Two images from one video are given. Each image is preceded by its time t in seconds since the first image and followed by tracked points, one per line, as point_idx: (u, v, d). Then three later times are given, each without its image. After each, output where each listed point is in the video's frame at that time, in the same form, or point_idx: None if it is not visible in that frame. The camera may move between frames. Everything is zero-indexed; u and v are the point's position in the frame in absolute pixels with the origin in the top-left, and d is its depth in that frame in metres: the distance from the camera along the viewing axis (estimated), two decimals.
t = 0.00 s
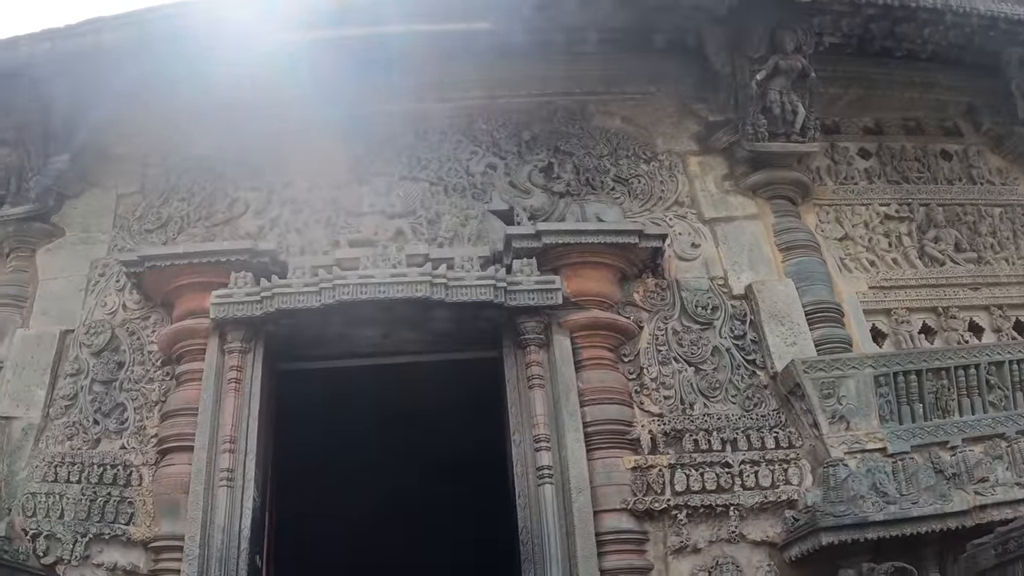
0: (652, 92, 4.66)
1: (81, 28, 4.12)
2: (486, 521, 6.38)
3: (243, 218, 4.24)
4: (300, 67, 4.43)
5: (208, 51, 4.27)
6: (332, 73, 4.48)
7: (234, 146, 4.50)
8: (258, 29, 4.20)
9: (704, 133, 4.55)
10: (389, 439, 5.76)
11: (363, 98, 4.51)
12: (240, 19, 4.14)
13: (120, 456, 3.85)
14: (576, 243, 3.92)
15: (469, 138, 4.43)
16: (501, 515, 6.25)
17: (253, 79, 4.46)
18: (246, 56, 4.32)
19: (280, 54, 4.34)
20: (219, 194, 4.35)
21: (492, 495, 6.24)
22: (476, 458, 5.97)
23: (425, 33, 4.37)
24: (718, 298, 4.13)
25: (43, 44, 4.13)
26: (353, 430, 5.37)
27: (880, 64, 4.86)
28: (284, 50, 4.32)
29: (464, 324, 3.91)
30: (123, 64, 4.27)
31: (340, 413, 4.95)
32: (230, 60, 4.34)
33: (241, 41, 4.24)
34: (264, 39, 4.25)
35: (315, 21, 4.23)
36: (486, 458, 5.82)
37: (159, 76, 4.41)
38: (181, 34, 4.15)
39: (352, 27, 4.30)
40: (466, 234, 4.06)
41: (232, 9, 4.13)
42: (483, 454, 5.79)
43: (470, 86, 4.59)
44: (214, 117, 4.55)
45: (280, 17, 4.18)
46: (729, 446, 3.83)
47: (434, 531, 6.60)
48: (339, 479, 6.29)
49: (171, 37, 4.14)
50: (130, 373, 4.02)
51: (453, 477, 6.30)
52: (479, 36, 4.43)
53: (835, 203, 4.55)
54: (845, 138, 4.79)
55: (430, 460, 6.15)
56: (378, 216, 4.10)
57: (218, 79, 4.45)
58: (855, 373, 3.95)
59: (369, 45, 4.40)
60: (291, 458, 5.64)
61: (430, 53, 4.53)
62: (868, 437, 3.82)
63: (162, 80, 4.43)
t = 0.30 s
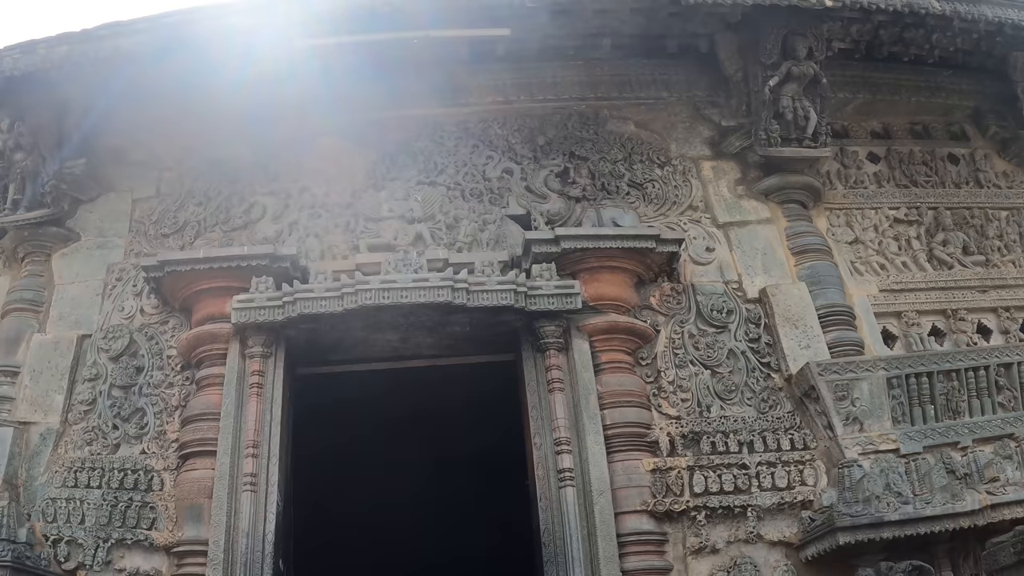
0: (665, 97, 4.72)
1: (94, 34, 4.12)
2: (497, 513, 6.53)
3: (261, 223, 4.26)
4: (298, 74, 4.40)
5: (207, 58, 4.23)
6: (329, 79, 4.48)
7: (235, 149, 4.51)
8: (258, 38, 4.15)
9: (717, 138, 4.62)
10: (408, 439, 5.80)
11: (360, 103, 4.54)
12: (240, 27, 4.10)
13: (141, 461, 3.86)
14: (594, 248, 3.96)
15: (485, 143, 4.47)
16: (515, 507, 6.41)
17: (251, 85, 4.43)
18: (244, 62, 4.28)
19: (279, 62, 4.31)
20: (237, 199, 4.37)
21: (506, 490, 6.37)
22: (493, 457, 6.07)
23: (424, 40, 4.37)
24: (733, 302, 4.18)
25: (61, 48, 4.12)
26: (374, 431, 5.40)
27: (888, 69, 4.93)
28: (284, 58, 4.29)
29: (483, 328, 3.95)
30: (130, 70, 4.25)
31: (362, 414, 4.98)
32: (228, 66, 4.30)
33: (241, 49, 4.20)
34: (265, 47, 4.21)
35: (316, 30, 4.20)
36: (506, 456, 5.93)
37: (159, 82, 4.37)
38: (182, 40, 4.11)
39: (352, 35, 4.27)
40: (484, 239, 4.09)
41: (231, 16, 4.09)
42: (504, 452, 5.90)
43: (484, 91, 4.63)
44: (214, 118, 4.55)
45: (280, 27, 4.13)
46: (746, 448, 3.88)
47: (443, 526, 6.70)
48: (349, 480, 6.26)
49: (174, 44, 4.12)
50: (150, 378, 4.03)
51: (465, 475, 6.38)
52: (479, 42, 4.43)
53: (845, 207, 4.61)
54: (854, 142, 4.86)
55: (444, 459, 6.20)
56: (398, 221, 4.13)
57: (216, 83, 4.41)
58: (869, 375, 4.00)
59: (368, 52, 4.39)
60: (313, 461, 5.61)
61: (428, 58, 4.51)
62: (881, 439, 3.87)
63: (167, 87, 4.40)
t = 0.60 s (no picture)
0: (674, 99, 4.77)
1: (103, 40, 4.11)
2: (511, 518, 6.46)
3: (275, 227, 4.28)
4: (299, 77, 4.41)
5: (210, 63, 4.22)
6: (330, 81, 4.50)
7: (239, 154, 4.51)
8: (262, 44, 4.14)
9: (726, 140, 4.68)
10: (414, 439, 5.83)
11: (360, 105, 4.57)
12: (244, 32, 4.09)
13: (160, 467, 3.85)
14: (609, 249, 4.00)
15: (497, 146, 4.51)
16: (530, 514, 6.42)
17: (252, 89, 4.42)
18: (245, 68, 4.27)
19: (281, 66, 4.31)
20: (251, 204, 4.38)
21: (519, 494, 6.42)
22: (499, 456, 6.04)
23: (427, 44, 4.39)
24: (746, 301, 4.23)
25: (74, 52, 4.11)
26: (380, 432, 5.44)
27: (892, 70, 5.00)
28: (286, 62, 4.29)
29: (501, 330, 3.98)
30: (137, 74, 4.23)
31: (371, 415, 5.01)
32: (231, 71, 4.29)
33: (244, 53, 4.19)
34: (268, 52, 4.21)
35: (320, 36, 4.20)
36: (513, 456, 5.89)
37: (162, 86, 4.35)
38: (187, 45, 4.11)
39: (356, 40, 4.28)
40: (500, 241, 4.13)
41: (228, 22, 4.09)
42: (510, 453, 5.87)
43: (495, 95, 4.66)
44: (217, 122, 4.54)
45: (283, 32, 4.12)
46: (762, 445, 3.93)
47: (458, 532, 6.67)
48: (358, 483, 6.32)
49: (180, 50, 4.11)
50: (167, 384, 4.04)
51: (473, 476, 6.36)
52: (482, 45, 4.45)
53: (853, 206, 4.68)
54: (860, 143, 4.93)
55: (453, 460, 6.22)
56: (414, 224, 4.17)
57: (216, 87, 4.40)
58: (881, 372, 4.05)
59: (369, 55, 4.40)
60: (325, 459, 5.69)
61: (429, 61, 4.53)
62: (894, 434, 3.92)
63: (172, 91, 4.40)
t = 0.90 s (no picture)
0: (685, 100, 4.80)
1: (111, 44, 4.08)
2: (528, 520, 6.40)
3: (291, 230, 4.26)
4: (303, 80, 4.40)
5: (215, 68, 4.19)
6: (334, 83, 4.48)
7: (248, 156, 4.50)
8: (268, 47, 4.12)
9: (738, 140, 4.70)
10: (427, 438, 5.91)
11: (365, 107, 4.57)
12: (248, 34, 4.07)
13: (179, 472, 3.81)
14: (627, 250, 4.01)
15: (512, 147, 4.53)
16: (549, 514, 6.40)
17: (256, 93, 4.41)
18: (243, 73, 4.24)
19: (282, 70, 4.29)
20: (265, 207, 4.36)
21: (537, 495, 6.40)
22: (509, 457, 6.04)
23: (434, 46, 4.37)
24: (762, 299, 4.26)
25: (86, 55, 4.08)
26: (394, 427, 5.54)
27: (899, 68, 5.04)
28: (288, 67, 4.27)
29: (520, 330, 3.97)
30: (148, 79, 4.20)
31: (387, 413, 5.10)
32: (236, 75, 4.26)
33: (242, 59, 4.16)
34: (272, 56, 4.19)
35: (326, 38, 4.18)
36: (527, 457, 5.90)
37: (167, 91, 4.33)
38: (194, 49, 4.08)
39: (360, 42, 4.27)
40: (518, 242, 4.16)
41: (226, 27, 4.06)
42: (520, 452, 5.88)
43: (508, 96, 4.68)
44: (217, 126, 4.54)
45: (285, 36, 4.10)
46: (782, 442, 3.94)
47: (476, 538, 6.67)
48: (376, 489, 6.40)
49: (181, 54, 4.08)
50: (184, 388, 4.00)
51: (485, 480, 6.38)
52: (492, 46, 4.43)
53: (864, 205, 4.71)
54: (869, 141, 4.97)
55: (466, 462, 6.26)
56: (431, 225, 4.19)
57: (213, 92, 4.38)
58: (897, 368, 4.04)
59: (374, 57, 4.39)
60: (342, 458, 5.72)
61: (435, 61, 4.51)
62: (911, 429, 3.92)
63: (176, 96, 4.37)
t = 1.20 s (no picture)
0: (696, 101, 4.81)
1: (119, 43, 4.03)
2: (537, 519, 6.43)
3: (302, 230, 4.23)
4: (309, 82, 4.37)
5: (221, 69, 4.15)
6: (340, 86, 4.46)
7: (252, 159, 4.49)
8: (275, 49, 4.10)
9: (749, 140, 4.71)
10: (441, 438, 5.90)
11: (370, 110, 4.56)
12: (256, 35, 4.04)
13: (191, 476, 3.75)
14: (642, 250, 4.00)
15: (523, 147, 4.53)
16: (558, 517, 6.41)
17: (261, 94, 4.38)
18: (238, 76, 4.21)
19: (288, 72, 4.26)
20: (276, 208, 4.33)
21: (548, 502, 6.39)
22: (524, 459, 6.02)
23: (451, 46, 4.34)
24: (775, 300, 4.27)
25: (96, 54, 4.02)
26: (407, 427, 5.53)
27: (906, 69, 5.07)
28: (294, 69, 4.24)
29: (535, 331, 3.96)
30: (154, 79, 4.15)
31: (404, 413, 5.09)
32: (242, 77, 4.23)
33: (240, 61, 4.12)
34: (271, 59, 4.15)
35: (334, 40, 4.15)
36: (540, 458, 5.90)
37: (171, 92, 4.28)
38: (201, 49, 4.04)
39: (368, 45, 4.24)
40: (533, 242, 4.16)
41: (225, 30, 4.02)
42: (535, 454, 5.87)
43: (519, 97, 4.68)
44: (217, 130, 4.53)
45: (286, 38, 4.07)
46: (797, 443, 3.94)
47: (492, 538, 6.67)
48: (392, 490, 6.39)
49: (178, 56, 4.04)
50: (195, 391, 3.96)
51: (501, 483, 6.36)
52: (504, 47, 4.42)
53: (873, 205, 4.73)
54: (877, 142, 4.99)
55: (481, 464, 6.24)
56: (444, 225, 4.18)
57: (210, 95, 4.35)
58: (910, 367, 4.04)
59: (380, 60, 4.37)
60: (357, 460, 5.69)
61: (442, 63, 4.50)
62: (924, 428, 3.92)
63: (174, 99, 4.33)
